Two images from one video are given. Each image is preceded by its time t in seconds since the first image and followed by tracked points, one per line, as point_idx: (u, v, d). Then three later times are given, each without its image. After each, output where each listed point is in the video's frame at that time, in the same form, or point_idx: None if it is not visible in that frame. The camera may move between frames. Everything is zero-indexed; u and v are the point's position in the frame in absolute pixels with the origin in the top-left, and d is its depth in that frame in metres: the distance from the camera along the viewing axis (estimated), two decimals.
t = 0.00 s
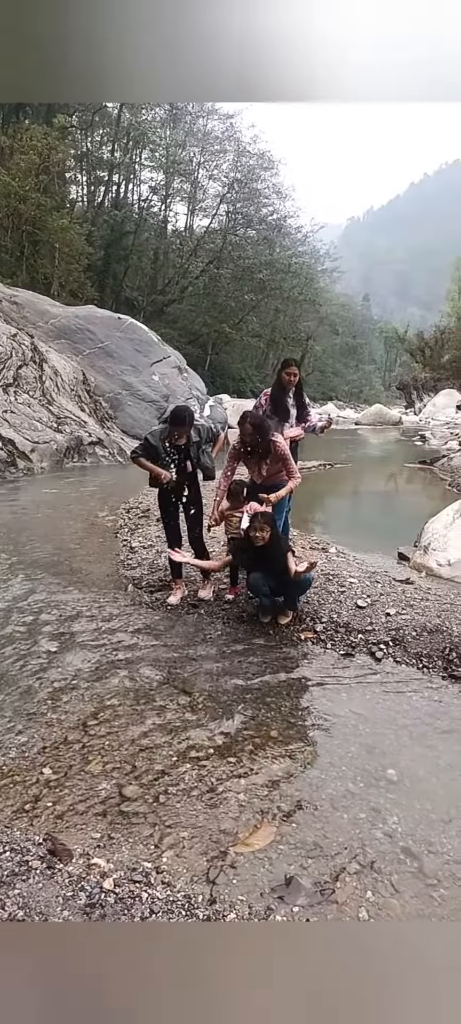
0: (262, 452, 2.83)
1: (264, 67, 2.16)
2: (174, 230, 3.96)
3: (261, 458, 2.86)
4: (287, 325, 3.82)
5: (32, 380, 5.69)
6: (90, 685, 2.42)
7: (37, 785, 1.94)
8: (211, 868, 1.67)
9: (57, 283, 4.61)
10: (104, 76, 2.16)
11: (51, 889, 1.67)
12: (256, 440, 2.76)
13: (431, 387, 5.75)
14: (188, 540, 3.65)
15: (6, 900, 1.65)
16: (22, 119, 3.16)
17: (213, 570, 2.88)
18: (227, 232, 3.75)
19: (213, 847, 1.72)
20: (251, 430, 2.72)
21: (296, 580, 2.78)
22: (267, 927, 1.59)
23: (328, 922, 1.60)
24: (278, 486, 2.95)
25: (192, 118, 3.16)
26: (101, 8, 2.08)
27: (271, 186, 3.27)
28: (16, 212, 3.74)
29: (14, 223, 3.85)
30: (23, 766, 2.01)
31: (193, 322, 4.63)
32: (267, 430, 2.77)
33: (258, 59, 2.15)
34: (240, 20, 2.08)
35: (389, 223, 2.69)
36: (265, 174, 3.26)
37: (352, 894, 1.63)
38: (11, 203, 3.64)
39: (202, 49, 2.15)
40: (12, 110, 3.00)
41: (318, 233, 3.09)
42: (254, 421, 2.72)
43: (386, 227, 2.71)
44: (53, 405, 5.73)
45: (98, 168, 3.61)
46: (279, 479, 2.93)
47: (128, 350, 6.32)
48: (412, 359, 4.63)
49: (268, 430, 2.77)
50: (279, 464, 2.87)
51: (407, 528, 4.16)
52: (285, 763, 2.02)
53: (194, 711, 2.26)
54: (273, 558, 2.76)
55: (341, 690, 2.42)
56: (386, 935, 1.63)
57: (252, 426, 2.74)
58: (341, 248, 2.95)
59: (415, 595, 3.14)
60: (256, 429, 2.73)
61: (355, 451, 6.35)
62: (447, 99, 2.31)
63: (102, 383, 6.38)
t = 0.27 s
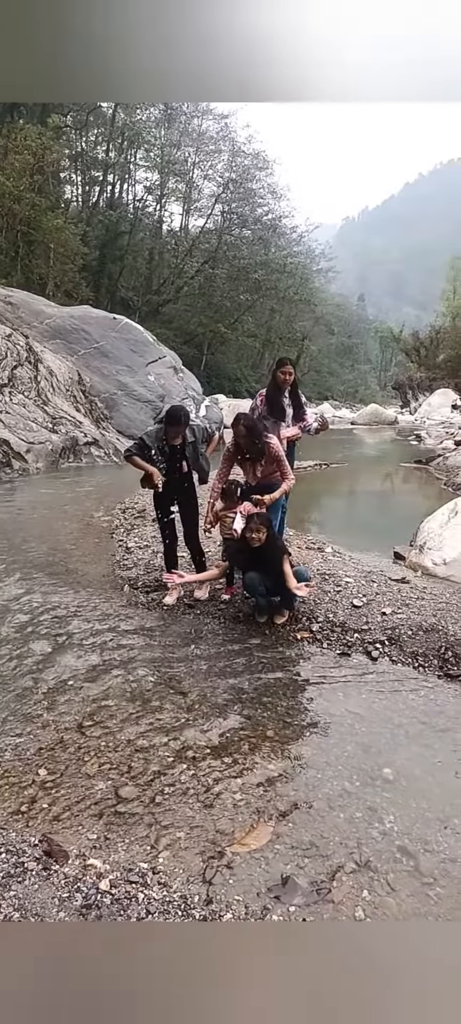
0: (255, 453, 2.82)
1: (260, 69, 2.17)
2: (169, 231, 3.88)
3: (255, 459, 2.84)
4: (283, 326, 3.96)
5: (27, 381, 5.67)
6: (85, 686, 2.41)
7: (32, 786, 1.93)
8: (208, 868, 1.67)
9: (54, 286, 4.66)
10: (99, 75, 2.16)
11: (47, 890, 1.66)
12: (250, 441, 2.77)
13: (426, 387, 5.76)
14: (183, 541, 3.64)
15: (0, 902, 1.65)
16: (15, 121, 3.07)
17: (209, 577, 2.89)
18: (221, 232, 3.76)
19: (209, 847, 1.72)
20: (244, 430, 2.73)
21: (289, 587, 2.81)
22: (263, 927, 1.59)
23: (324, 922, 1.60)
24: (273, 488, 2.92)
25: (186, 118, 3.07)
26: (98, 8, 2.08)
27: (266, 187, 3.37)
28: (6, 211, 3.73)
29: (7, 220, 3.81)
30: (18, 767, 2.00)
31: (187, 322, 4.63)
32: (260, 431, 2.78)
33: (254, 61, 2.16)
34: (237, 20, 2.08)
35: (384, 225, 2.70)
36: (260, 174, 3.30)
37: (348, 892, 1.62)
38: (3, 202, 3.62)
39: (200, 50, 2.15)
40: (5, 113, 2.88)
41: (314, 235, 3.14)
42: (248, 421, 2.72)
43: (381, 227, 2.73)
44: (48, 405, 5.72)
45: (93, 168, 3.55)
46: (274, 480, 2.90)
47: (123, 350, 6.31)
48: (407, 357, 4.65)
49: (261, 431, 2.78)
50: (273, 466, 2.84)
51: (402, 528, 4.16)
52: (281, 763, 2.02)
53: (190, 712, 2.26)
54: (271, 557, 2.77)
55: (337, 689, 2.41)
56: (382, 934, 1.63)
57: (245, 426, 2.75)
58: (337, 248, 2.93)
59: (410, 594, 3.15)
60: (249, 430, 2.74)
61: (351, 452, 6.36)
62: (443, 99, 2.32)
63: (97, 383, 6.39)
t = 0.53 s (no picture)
0: (249, 455, 2.82)
1: (257, 73, 2.18)
2: (164, 230, 3.65)
3: (248, 461, 2.84)
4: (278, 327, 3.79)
5: (21, 381, 5.66)
6: (80, 687, 2.40)
7: (27, 788, 1.92)
8: (203, 868, 1.67)
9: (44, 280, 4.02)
10: (93, 76, 2.16)
11: (42, 892, 1.68)
12: (243, 443, 2.77)
13: (421, 388, 5.78)
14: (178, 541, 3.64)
15: None
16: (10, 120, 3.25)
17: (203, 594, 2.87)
18: (217, 232, 3.66)
19: (204, 848, 1.71)
20: (237, 433, 2.73)
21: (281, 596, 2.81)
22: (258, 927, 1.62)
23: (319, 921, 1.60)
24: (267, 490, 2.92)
25: (180, 119, 3.40)
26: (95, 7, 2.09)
27: (261, 187, 3.47)
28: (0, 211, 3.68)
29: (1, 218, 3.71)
30: (12, 769, 1.99)
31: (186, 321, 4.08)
32: (253, 433, 2.78)
33: (250, 66, 2.18)
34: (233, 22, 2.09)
35: (373, 229, 2.82)
36: (255, 174, 3.43)
37: (343, 892, 1.65)
38: None
39: (200, 50, 2.15)
40: None
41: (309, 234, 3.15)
42: (241, 423, 2.72)
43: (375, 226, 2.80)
44: (43, 405, 5.57)
45: (88, 168, 3.51)
46: (267, 482, 2.90)
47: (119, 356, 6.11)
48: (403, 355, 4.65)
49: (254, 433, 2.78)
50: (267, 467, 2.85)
51: (396, 528, 4.16)
52: (276, 763, 2.02)
53: (186, 712, 2.26)
54: (267, 558, 2.79)
55: (332, 689, 2.42)
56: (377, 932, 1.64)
57: (238, 429, 2.75)
58: (332, 249, 2.92)
59: (405, 593, 3.16)
60: (241, 432, 2.74)
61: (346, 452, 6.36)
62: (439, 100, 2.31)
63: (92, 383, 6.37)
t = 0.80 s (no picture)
0: (242, 458, 2.80)
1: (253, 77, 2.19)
2: (160, 230, 3.93)
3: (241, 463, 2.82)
4: (273, 328, 4.02)
5: (16, 381, 5.97)
6: (75, 688, 2.40)
7: (22, 788, 1.92)
8: (198, 868, 1.67)
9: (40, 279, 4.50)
10: (88, 76, 2.17)
11: (37, 893, 1.67)
12: (235, 445, 2.76)
13: (416, 387, 5.80)
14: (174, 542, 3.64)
15: None
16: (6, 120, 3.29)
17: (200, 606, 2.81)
18: (212, 232, 3.85)
19: (199, 848, 1.71)
20: (230, 435, 2.73)
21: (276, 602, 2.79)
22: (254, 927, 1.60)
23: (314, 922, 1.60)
24: (261, 491, 2.89)
25: (176, 118, 3.38)
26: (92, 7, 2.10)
27: (256, 186, 3.46)
28: None
29: None
30: (8, 770, 1.99)
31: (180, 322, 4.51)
32: (246, 435, 2.77)
33: (245, 67, 2.17)
34: (227, 21, 2.09)
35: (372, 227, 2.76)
36: (251, 173, 3.44)
37: (338, 891, 1.63)
38: None
39: (197, 50, 2.14)
40: None
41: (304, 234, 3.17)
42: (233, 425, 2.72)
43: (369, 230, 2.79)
44: (38, 406, 6.03)
45: (82, 168, 3.68)
46: (261, 482, 2.87)
47: (113, 349, 5.89)
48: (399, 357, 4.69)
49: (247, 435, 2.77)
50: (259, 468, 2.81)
51: (392, 528, 4.17)
52: (271, 763, 2.02)
53: (181, 712, 2.26)
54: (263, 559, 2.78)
55: (327, 689, 2.42)
56: (373, 932, 1.63)
57: (231, 432, 2.75)
58: (327, 249, 2.94)
59: (401, 592, 3.16)
60: (234, 434, 2.74)
61: (341, 453, 6.38)
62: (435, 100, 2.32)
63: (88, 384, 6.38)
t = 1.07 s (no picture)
0: (235, 459, 2.81)
1: (251, 79, 2.19)
2: (155, 230, 3.91)
3: (235, 464, 2.83)
4: (269, 328, 4.02)
5: (12, 381, 6.05)
6: (71, 688, 2.40)
7: (18, 788, 1.92)
8: (194, 868, 1.66)
9: (36, 279, 4.59)
10: (85, 77, 2.16)
11: (33, 893, 1.67)
12: (229, 446, 2.77)
13: (411, 386, 5.81)
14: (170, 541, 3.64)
15: None
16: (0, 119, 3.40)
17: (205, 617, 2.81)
18: (208, 232, 3.88)
19: (195, 847, 1.71)
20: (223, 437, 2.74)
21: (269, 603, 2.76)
22: (249, 927, 1.60)
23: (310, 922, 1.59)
24: (256, 491, 2.90)
25: (172, 118, 3.41)
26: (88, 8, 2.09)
27: (251, 186, 3.57)
28: None
29: None
30: (3, 770, 1.98)
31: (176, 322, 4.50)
32: (239, 436, 2.78)
33: (240, 66, 2.17)
34: (223, 21, 2.09)
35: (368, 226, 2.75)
36: (245, 172, 3.51)
37: (334, 890, 1.63)
38: None
39: (196, 50, 2.13)
40: None
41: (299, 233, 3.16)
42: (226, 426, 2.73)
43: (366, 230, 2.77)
44: (33, 405, 6.08)
45: (78, 167, 3.78)
46: (255, 482, 2.88)
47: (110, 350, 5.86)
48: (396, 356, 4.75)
49: (241, 436, 2.78)
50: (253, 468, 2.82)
51: (388, 528, 4.16)
52: (267, 762, 2.02)
53: (177, 712, 2.26)
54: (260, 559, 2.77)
55: (323, 688, 2.42)
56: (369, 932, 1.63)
57: (224, 433, 2.76)
58: (322, 248, 2.94)
59: (396, 591, 3.17)
60: (227, 436, 2.75)
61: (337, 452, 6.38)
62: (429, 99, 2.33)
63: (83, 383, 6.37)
